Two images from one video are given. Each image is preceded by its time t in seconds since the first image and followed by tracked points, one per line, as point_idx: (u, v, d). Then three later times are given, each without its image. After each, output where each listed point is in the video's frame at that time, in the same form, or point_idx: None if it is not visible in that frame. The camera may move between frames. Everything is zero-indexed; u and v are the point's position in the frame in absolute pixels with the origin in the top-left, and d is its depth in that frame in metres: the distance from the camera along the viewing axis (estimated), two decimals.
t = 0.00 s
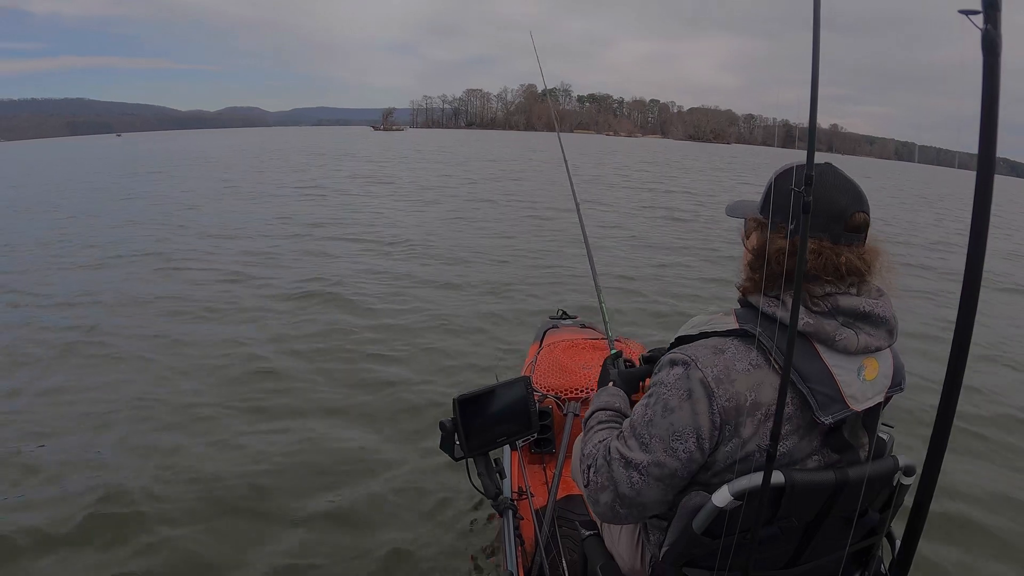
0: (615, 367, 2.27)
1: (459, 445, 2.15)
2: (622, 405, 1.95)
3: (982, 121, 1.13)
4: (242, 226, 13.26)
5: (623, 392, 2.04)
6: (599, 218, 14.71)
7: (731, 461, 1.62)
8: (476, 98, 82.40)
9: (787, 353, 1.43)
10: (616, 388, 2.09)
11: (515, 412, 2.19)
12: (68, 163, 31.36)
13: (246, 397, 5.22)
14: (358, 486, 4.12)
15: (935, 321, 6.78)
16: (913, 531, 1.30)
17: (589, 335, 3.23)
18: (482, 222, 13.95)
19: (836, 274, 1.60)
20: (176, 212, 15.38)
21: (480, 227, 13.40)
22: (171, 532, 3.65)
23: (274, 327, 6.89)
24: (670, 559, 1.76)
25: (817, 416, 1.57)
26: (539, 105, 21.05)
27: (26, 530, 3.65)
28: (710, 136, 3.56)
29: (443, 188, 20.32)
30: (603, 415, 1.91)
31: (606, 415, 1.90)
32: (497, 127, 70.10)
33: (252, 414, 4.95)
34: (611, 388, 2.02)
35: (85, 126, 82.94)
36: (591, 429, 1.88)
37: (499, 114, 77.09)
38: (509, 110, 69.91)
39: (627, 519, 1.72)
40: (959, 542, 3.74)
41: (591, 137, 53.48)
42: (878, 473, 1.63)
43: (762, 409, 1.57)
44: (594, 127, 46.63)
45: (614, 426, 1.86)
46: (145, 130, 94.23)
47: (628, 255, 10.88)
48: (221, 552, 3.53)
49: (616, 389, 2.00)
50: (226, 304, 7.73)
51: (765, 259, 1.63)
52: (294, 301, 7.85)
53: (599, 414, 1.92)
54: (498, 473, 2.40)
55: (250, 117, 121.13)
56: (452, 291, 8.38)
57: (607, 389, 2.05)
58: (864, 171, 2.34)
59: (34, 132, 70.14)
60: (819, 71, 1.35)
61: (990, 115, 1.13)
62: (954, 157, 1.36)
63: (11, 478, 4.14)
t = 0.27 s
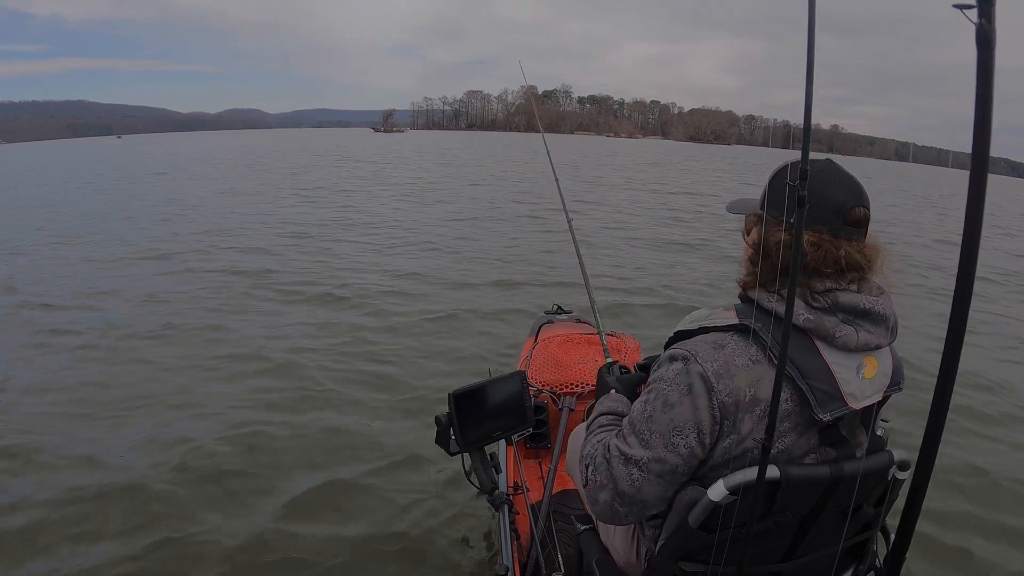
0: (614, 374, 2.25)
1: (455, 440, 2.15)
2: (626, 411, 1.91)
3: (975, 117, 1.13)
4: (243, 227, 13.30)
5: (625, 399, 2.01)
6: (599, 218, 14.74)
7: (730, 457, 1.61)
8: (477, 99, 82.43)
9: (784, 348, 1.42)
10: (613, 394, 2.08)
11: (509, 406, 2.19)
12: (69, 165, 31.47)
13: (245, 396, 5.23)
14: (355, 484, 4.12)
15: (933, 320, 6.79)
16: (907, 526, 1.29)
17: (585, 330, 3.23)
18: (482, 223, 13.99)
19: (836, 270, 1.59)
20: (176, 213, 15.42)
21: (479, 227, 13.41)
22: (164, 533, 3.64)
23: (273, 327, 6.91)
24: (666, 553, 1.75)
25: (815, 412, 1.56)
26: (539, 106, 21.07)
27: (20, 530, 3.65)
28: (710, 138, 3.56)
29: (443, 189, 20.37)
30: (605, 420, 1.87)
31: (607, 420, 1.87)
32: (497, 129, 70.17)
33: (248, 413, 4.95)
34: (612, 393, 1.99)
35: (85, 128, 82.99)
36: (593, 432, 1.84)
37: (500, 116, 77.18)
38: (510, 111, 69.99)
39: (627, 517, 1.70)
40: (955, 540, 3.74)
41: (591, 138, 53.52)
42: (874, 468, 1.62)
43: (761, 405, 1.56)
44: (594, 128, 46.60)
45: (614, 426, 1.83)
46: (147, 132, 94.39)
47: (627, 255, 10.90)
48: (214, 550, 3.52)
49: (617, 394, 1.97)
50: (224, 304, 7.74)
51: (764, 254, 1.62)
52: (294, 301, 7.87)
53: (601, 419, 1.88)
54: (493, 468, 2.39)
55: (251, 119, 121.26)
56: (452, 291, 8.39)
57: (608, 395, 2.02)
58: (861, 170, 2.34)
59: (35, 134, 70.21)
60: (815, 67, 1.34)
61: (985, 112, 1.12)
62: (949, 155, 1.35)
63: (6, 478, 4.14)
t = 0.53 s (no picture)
0: (611, 378, 2.23)
1: (452, 438, 2.13)
2: (621, 412, 1.90)
3: (975, 118, 1.11)
4: (243, 228, 13.30)
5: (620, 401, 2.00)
6: (599, 219, 14.74)
7: (727, 459, 1.60)
8: (476, 100, 82.47)
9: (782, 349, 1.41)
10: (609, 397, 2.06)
11: (506, 405, 2.18)
12: (70, 166, 31.53)
13: (244, 396, 5.22)
14: (353, 484, 4.11)
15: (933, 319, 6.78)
16: (903, 528, 1.28)
17: (583, 329, 3.22)
18: (481, 223, 13.99)
19: (833, 270, 1.58)
20: (176, 213, 15.44)
21: (479, 227, 13.42)
22: (161, 534, 3.63)
23: (272, 326, 6.90)
24: (663, 553, 1.74)
25: (813, 415, 1.55)
26: (539, 106, 21.08)
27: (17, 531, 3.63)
28: (710, 138, 3.55)
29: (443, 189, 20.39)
30: (600, 422, 1.86)
31: (603, 422, 1.86)
32: (497, 129, 70.19)
33: (246, 413, 4.93)
34: (608, 396, 1.98)
35: (85, 129, 83.02)
36: (587, 434, 1.84)
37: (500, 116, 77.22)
38: (510, 112, 70.01)
39: (626, 520, 1.69)
40: (954, 538, 3.73)
41: (591, 138, 53.56)
42: (871, 470, 1.61)
43: (759, 406, 1.55)
44: (593, 128, 46.64)
45: (610, 431, 1.82)
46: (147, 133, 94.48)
47: (627, 256, 10.90)
48: (210, 552, 3.50)
49: (613, 397, 1.96)
50: (223, 304, 7.74)
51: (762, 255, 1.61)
52: (293, 301, 7.87)
53: (596, 421, 1.87)
54: (490, 466, 2.37)
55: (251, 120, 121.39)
56: (451, 291, 8.39)
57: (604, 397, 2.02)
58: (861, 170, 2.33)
59: (35, 134, 70.28)
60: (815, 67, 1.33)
61: (984, 113, 1.11)
62: (948, 156, 1.34)
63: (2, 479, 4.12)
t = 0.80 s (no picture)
0: (611, 380, 2.22)
1: (453, 439, 2.13)
2: (622, 416, 1.90)
3: (978, 123, 1.11)
4: (243, 228, 13.33)
5: (620, 405, 2.00)
6: (599, 218, 14.75)
7: (731, 466, 1.58)
8: (476, 100, 82.47)
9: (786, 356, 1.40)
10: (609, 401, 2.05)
11: (508, 407, 2.18)
12: (70, 167, 31.57)
13: (244, 397, 5.23)
14: (354, 485, 4.11)
15: (934, 319, 6.77)
16: (903, 535, 1.28)
17: (584, 330, 3.21)
18: (482, 223, 14.01)
19: (839, 276, 1.56)
20: (176, 213, 15.46)
21: (479, 227, 13.42)
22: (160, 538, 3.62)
23: (272, 327, 6.92)
24: (663, 554, 1.74)
25: (816, 423, 1.54)
26: (538, 106, 21.08)
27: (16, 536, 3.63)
28: (712, 138, 3.54)
29: (444, 190, 20.41)
30: (601, 425, 1.85)
31: (604, 426, 1.85)
32: (497, 129, 70.23)
33: (247, 415, 4.94)
34: (609, 400, 1.98)
35: (85, 130, 83.07)
36: (588, 439, 1.83)
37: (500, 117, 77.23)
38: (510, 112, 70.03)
39: (629, 525, 1.67)
40: (955, 538, 3.72)
41: (591, 138, 53.57)
42: (873, 476, 1.61)
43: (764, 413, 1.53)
44: (593, 128, 46.66)
45: (613, 435, 1.81)
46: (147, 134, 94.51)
47: (627, 255, 10.92)
48: (209, 555, 3.50)
49: (613, 401, 1.96)
50: (223, 305, 7.73)
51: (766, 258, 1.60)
52: (293, 301, 7.89)
53: (597, 424, 1.86)
54: (491, 467, 2.36)
55: (251, 120, 121.52)
56: (452, 291, 8.39)
57: (603, 400, 2.01)
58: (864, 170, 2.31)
59: (36, 135, 70.35)
60: (817, 70, 1.33)
61: (985, 118, 1.10)
62: (950, 159, 1.33)
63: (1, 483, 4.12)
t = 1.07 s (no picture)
0: (612, 381, 2.22)
1: (454, 439, 2.13)
2: (623, 417, 1.90)
3: (979, 123, 1.10)
4: (244, 228, 13.32)
5: (621, 406, 2.00)
6: (599, 218, 14.75)
7: (735, 469, 1.57)
8: (477, 100, 82.48)
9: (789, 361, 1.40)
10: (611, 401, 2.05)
11: (510, 408, 2.18)
12: (70, 167, 31.53)
13: (244, 396, 5.23)
14: (354, 485, 4.10)
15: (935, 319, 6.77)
16: (903, 539, 1.27)
17: (586, 331, 3.21)
18: (482, 222, 14.01)
19: (846, 280, 1.56)
20: (176, 213, 15.48)
21: (479, 227, 13.42)
22: (159, 539, 3.62)
23: (272, 327, 6.91)
24: (663, 556, 1.73)
25: (820, 429, 1.54)
26: (538, 106, 21.09)
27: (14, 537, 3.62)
28: (712, 138, 3.54)
29: (444, 190, 20.41)
30: (603, 427, 1.85)
31: (606, 427, 1.85)
32: (497, 129, 70.22)
33: (247, 414, 4.93)
34: (610, 400, 1.98)
35: (85, 130, 83.12)
36: (589, 441, 1.83)
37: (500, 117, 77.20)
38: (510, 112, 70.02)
39: (631, 527, 1.67)
40: (955, 537, 3.71)
41: (591, 138, 53.59)
42: (875, 479, 1.61)
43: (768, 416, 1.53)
44: (593, 128, 46.68)
45: (615, 436, 1.81)
46: (148, 134, 94.62)
47: (628, 255, 10.91)
48: (209, 555, 3.50)
49: (615, 401, 1.96)
50: (223, 305, 7.74)
51: (774, 260, 1.60)
52: (293, 302, 7.88)
53: (599, 425, 1.86)
54: (492, 467, 2.37)
55: (251, 120, 121.50)
56: (452, 291, 8.39)
57: (605, 401, 2.01)
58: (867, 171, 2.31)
59: (36, 135, 70.37)
60: (818, 72, 1.32)
61: (986, 118, 1.10)
62: (952, 160, 1.33)
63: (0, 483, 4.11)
